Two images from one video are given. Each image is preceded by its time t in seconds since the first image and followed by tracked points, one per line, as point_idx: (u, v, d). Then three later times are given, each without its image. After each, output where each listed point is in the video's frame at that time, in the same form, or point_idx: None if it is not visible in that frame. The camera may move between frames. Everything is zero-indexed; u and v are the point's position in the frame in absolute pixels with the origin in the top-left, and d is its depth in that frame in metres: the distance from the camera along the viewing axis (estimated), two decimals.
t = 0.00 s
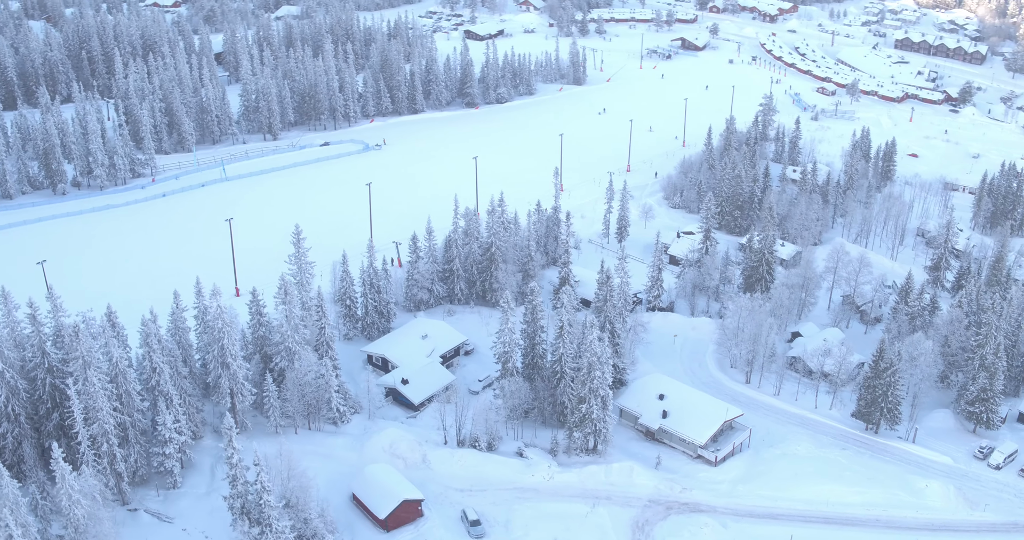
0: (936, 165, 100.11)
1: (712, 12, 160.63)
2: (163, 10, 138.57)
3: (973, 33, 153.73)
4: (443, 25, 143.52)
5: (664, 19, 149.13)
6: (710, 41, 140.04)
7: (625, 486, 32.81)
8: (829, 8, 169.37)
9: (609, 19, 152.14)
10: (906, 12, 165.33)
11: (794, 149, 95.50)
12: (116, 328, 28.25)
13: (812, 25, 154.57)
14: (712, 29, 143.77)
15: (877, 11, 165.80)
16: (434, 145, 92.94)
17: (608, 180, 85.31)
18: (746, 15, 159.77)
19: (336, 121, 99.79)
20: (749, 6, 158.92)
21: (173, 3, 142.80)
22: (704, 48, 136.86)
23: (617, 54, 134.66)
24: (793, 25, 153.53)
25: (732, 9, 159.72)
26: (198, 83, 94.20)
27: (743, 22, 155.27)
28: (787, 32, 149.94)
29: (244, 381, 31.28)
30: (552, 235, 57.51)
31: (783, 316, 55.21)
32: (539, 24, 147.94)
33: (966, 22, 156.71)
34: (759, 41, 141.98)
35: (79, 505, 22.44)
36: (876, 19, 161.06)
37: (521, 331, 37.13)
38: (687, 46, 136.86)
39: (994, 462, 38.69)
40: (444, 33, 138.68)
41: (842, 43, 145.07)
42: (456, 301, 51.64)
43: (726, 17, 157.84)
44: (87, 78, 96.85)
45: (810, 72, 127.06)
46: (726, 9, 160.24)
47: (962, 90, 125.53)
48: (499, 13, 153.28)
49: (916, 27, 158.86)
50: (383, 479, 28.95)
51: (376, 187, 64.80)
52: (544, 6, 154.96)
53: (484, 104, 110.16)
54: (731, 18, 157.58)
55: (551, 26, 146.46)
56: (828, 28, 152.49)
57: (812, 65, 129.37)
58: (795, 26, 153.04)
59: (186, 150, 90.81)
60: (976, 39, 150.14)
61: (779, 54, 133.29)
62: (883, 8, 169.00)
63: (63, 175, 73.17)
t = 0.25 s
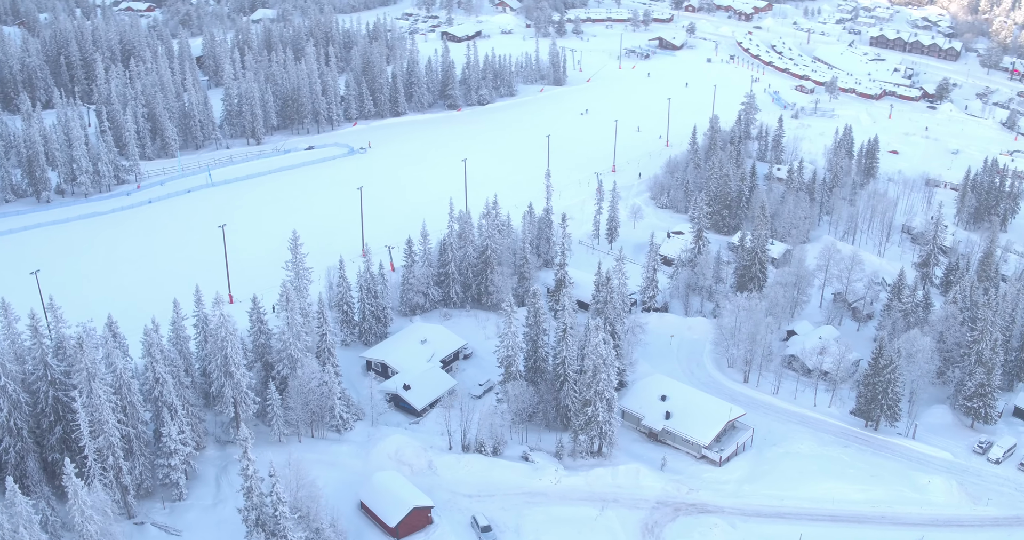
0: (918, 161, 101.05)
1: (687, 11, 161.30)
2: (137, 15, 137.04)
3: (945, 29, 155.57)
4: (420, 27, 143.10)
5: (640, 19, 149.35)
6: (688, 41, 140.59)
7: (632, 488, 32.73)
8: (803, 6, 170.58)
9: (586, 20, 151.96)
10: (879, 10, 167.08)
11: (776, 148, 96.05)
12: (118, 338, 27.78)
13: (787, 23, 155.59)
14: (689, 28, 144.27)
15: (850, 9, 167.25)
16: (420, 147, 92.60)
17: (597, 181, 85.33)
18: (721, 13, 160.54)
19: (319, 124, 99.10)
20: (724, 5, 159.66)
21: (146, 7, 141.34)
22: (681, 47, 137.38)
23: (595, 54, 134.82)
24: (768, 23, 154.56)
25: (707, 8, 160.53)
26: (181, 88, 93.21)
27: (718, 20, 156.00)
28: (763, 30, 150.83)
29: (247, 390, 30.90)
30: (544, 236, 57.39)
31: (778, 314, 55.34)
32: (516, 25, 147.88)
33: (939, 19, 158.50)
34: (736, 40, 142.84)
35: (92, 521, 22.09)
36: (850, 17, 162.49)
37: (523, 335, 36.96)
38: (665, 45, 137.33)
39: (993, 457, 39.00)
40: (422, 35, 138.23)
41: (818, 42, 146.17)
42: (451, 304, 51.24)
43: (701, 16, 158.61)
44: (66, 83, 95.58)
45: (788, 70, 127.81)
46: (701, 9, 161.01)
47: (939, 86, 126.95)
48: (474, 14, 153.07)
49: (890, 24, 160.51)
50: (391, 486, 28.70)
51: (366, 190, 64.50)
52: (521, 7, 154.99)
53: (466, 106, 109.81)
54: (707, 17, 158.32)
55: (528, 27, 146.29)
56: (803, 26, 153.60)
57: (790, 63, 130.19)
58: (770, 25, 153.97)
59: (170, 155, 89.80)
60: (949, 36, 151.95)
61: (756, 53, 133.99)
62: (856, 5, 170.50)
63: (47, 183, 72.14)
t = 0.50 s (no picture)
0: (898, 157, 101.93)
1: (662, 10, 161.82)
2: (109, 19, 135.23)
3: (918, 26, 157.26)
4: (396, 29, 142.49)
5: (616, 19, 149.75)
6: (664, 40, 140.99)
7: (639, 489, 32.66)
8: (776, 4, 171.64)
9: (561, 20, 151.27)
10: (851, 7, 168.68)
11: (758, 146, 96.52)
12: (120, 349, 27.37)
13: (761, 22, 156.49)
14: (665, 27, 144.61)
15: (823, 7, 168.61)
16: (407, 150, 92.21)
17: (585, 182, 85.32)
18: (695, 12, 161.15)
19: (301, 128, 98.34)
20: (699, 4, 160.17)
21: (118, 12, 139.57)
22: (658, 46, 137.76)
23: (572, 54, 134.82)
24: (743, 22, 155.36)
25: (682, 7, 161.12)
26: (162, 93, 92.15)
27: (693, 19, 156.61)
28: (739, 29, 151.60)
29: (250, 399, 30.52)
30: (535, 238, 57.22)
31: (771, 312, 55.52)
32: (492, 26, 147.55)
33: (911, 16, 160.28)
34: (711, 39, 143.55)
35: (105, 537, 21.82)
36: (823, 14, 163.75)
37: (525, 338, 36.80)
38: (642, 45, 137.66)
39: (992, 450, 39.31)
40: (398, 37, 137.55)
41: (793, 40, 147.15)
42: (446, 308, 51.06)
43: (676, 15, 159.19)
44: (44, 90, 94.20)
45: (765, 68, 128.42)
46: (676, 8, 161.57)
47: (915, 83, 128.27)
48: (449, 16, 152.55)
49: (863, 21, 162.08)
50: (401, 493, 28.48)
51: (355, 194, 64.13)
52: (497, 9, 154.79)
53: (447, 107, 109.32)
54: (682, 16, 158.85)
55: (505, 28, 145.92)
56: (777, 24, 154.49)
57: (766, 61, 130.85)
58: (745, 23, 154.77)
59: (152, 162, 88.71)
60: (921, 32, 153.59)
61: (732, 51, 134.55)
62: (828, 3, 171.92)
63: (30, 192, 71.03)
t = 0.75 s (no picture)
0: (878, 153, 102.84)
1: (636, 9, 162.24)
2: (80, 25, 133.44)
3: (889, 22, 158.95)
4: (370, 32, 141.94)
5: (590, 18, 150.02)
6: (639, 39, 141.36)
7: (645, 491, 32.60)
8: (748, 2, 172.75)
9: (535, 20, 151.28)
10: (823, 4, 170.26)
11: (740, 144, 96.99)
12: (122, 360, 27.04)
13: (734, 20, 157.37)
14: (641, 26, 144.89)
15: (795, 5, 169.99)
16: (392, 153, 91.79)
17: (572, 183, 85.29)
18: (668, 11, 161.78)
19: (283, 133, 97.57)
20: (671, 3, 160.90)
21: (90, 17, 137.81)
22: (633, 46, 138.23)
23: (549, 54, 134.80)
24: (716, 20, 156.15)
25: (655, 6, 161.60)
26: (142, 99, 91.13)
27: (667, 18, 157.28)
28: (714, 28, 152.35)
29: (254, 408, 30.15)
30: (526, 239, 57.01)
31: (766, 309, 55.69)
32: (466, 27, 147.26)
33: (881, 13, 161.97)
34: (687, 38, 144.34)
35: None
36: (795, 13, 165.17)
37: (527, 341, 36.60)
38: (618, 44, 138.05)
39: (989, 443, 39.69)
40: (373, 40, 136.98)
41: (767, 38, 148.11)
42: (441, 312, 50.80)
43: (650, 14, 159.71)
44: (20, 97, 92.81)
45: (741, 66, 129.18)
46: (649, 7, 162.06)
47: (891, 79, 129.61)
48: (422, 17, 152.17)
49: (835, 18, 163.68)
50: (410, 500, 28.28)
51: (344, 198, 63.74)
52: (470, 10, 154.55)
53: (427, 110, 108.82)
54: (655, 15, 159.35)
55: (481, 29, 145.62)
56: (751, 22, 155.57)
57: (741, 59, 131.71)
58: (717, 22, 155.59)
59: (134, 168, 87.59)
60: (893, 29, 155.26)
61: (709, 50, 135.33)
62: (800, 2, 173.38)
63: (13, 201, 69.89)
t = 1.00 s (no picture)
0: (859, 150, 103.66)
1: (610, 9, 162.55)
2: (50, 30, 131.34)
3: (862, 19, 160.42)
4: (345, 34, 141.11)
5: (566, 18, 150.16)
6: (615, 39, 141.60)
7: (653, 492, 32.55)
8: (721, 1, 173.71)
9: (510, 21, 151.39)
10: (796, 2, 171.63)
11: (722, 142, 97.35)
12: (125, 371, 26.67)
13: (708, 19, 158.11)
14: (617, 26, 145.13)
15: (768, 4, 171.15)
16: (378, 156, 91.40)
17: (560, 184, 85.25)
18: (642, 10, 162.38)
19: (265, 137, 96.76)
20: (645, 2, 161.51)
21: (62, 22, 135.65)
22: (610, 46, 138.51)
23: (525, 54, 134.69)
24: (690, 18, 156.76)
25: (629, 6, 161.95)
26: (123, 105, 89.94)
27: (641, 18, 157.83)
28: (690, 27, 152.95)
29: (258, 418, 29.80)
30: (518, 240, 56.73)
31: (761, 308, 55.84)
32: (442, 29, 146.86)
33: (854, 10, 163.53)
34: (662, 37, 144.95)
35: None
36: (767, 11, 166.32)
37: (529, 344, 36.42)
38: (594, 44, 138.33)
39: (987, 437, 40.04)
40: (348, 42, 136.24)
41: (742, 35, 148.86)
42: (436, 316, 50.53)
43: (624, 13, 160.02)
44: None
45: (718, 65, 129.85)
46: (623, 6, 162.37)
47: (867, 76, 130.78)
48: (397, 19, 151.49)
49: (808, 15, 165.12)
50: (420, 507, 28.08)
51: (333, 202, 63.39)
52: (445, 11, 154.12)
53: (408, 112, 108.27)
54: (629, 14, 159.65)
55: (456, 30, 145.25)
56: (725, 21, 156.52)
57: (717, 58, 132.47)
58: (691, 20, 156.25)
59: (117, 175, 86.41)
60: (866, 26, 156.76)
61: (684, 49, 136.20)
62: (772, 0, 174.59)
63: None
